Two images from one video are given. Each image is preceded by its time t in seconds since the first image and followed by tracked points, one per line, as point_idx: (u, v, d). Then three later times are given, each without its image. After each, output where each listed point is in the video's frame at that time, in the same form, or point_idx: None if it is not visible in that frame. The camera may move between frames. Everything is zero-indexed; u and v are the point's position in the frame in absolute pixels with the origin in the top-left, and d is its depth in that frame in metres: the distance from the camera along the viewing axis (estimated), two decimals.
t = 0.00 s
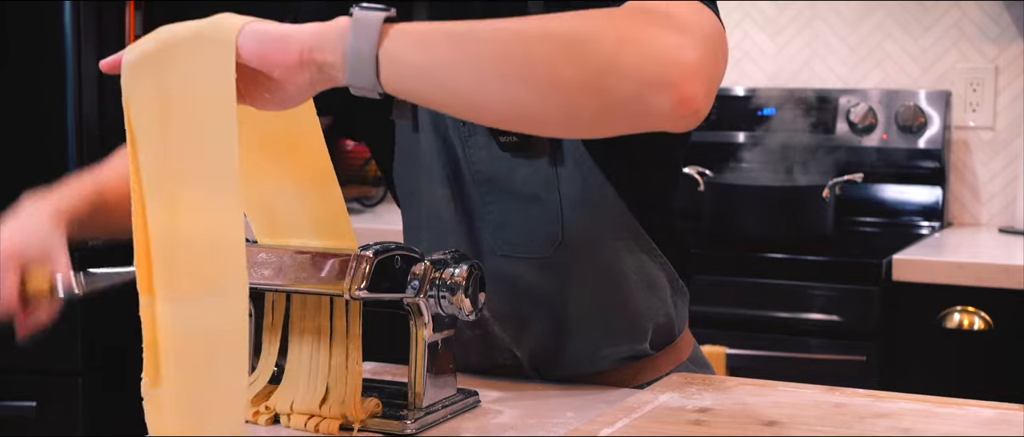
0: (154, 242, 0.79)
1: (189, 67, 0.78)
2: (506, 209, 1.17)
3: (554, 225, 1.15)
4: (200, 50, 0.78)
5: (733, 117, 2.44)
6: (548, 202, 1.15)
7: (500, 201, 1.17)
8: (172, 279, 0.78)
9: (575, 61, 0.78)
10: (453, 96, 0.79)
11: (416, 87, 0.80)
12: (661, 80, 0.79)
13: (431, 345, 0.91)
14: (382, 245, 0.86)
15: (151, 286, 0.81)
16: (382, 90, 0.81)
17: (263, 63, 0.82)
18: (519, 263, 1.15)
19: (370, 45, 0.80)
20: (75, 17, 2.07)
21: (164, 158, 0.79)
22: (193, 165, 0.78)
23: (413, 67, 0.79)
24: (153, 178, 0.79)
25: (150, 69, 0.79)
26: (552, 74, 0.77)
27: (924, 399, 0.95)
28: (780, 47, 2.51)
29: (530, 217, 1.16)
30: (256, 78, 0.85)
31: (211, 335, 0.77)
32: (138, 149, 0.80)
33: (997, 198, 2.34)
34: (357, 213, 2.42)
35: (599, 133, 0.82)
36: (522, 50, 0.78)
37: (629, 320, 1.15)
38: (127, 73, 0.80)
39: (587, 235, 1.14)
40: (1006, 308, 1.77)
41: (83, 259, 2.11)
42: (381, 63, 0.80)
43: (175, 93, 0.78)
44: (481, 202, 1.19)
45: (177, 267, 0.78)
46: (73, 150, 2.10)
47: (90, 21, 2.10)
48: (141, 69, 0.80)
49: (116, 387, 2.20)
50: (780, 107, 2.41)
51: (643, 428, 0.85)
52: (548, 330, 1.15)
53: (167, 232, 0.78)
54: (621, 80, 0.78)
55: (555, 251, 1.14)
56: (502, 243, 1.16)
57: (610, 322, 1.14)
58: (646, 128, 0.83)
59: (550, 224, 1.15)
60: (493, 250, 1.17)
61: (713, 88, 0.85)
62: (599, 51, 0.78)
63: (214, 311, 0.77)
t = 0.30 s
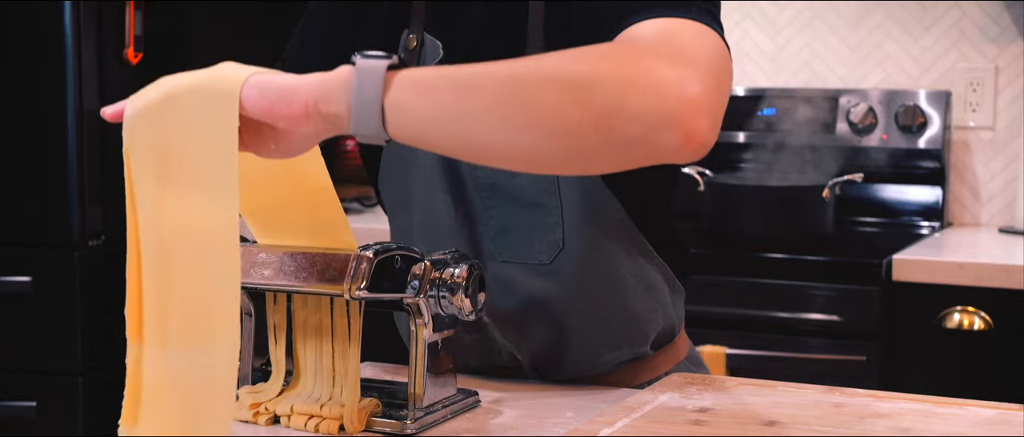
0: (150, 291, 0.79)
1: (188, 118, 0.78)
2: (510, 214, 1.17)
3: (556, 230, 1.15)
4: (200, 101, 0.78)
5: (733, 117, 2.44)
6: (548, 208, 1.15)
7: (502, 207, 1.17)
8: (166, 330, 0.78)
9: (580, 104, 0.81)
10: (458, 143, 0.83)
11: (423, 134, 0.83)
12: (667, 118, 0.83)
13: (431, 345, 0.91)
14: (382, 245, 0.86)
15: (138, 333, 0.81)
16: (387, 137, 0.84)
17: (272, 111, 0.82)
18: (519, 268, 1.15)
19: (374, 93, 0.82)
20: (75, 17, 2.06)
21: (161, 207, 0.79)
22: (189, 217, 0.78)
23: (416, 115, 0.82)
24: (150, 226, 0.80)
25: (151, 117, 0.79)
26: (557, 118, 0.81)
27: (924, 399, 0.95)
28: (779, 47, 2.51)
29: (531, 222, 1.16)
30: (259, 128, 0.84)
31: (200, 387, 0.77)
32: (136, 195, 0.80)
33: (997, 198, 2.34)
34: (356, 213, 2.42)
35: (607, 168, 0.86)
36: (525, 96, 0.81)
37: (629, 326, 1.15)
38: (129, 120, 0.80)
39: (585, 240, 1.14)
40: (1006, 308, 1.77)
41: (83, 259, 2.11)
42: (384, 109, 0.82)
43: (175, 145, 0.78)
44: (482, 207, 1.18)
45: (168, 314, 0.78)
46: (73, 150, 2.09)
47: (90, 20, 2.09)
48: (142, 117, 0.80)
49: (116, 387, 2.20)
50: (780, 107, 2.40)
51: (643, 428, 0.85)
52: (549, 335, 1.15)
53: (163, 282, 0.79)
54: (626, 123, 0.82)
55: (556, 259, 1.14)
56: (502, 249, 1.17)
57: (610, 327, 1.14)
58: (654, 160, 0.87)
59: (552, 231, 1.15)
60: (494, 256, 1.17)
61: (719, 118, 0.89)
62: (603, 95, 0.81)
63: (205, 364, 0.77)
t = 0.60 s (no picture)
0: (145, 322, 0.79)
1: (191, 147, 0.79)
2: (513, 211, 1.17)
3: (561, 229, 1.14)
4: (201, 133, 0.79)
5: (733, 118, 2.44)
6: (552, 207, 1.15)
7: (507, 205, 1.17)
8: (160, 360, 0.79)
9: (577, 128, 0.79)
10: (454, 168, 0.82)
11: (421, 160, 0.83)
12: (667, 142, 0.80)
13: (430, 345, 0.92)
14: (383, 245, 0.86)
15: (130, 361, 0.81)
16: (387, 164, 0.84)
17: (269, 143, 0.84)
18: (521, 266, 1.15)
19: (371, 121, 0.82)
20: (75, 18, 2.06)
21: (158, 236, 0.79)
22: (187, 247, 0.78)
23: (415, 143, 0.82)
24: (147, 255, 0.79)
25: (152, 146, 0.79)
26: (552, 142, 0.79)
27: (925, 399, 0.95)
28: (779, 47, 2.51)
29: (536, 221, 1.16)
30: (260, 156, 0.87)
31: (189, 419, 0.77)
32: (133, 224, 0.79)
33: (997, 198, 2.34)
34: (356, 213, 2.41)
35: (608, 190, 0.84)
36: (521, 121, 0.80)
37: (632, 326, 1.15)
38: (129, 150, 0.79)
39: (588, 240, 1.13)
40: (1006, 309, 1.77)
41: (83, 259, 2.11)
42: (382, 136, 0.83)
43: (177, 178, 0.79)
44: (486, 204, 1.18)
45: (164, 341, 0.78)
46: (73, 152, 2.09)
47: (90, 20, 2.09)
48: (141, 148, 0.79)
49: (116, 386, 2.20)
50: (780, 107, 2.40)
51: (643, 428, 0.85)
52: (549, 336, 1.15)
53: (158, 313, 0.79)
54: (623, 147, 0.80)
55: (560, 258, 1.14)
56: (505, 247, 1.17)
57: (612, 328, 1.14)
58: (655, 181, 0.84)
59: (556, 229, 1.14)
60: (497, 254, 1.17)
61: (718, 138, 0.85)
62: (599, 119, 0.79)
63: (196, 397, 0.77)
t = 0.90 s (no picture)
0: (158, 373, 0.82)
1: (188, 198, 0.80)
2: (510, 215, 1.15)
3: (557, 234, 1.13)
4: (200, 193, 0.80)
5: (732, 118, 2.44)
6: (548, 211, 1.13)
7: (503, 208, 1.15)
8: (176, 408, 0.81)
9: (574, 181, 0.77)
10: (452, 215, 0.80)
11: (418, 212, 0.81)
12: (666, 189, 0.78)
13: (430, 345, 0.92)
14: (382, 245, 0.86)
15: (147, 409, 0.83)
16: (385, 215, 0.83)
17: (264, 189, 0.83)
18: (519, 271, 1.15)
19: (370, 174, 0.81)
20: (75, 18, 2.06)
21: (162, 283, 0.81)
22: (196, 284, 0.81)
23: (412, 197, 0.81)
24: (151, 303, 0.81)
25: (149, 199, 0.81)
26: (552, 193, 0.78)
27: (925, 399, 0.95)
28: (780, 47, 2.51)
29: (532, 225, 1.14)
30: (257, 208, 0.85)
31: None
32: (134, 275, 0.82)
33: (997, 198, 2.34)
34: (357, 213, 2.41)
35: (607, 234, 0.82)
36: (518, 174, 0.78)
37: (631, 330, 1.14)
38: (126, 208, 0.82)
39: (585, 247, 1.12)
40: (1006, 309, 1.77)
41: (83, 259, 2.12)
42: (383, 192, 0.81)
43: (177, 234, 0.80)
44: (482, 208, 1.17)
45: (175, 378, 0.81)
46: (73, 151, 2.09)
47: (90, 20, 2.09)
48: (140, 209, 0.81)
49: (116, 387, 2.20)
50: (780, 107, 2.39)
51: (642, 428, 0.85)
52: (549, 340, 1.15)
53: (171, 364, 0.81)
54: (622, 198, 0.78)
55: (557, 263, 1.13)
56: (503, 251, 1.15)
57: (612, 333, 1.14)
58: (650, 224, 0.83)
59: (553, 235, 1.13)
60: (495, 258, 1.16)
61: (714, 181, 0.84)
62: (599, 170, 0.77)
63: None
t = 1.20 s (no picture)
0: None
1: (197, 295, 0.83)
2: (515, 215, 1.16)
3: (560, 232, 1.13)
4: (208, 290, 0.83)
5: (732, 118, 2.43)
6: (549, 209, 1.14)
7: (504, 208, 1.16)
8: None
9: (582, 251, 0.83)
10: (464, 289, 0.85)
11: (433, 292, 0.86)
12: (670, 250, 0.85)
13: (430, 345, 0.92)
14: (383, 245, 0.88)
15: None
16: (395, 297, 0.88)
17: (270, 289, 0.84)
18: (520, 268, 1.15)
19: (382, 267, 0.85)
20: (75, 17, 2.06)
21: (156, 374, 0.83)
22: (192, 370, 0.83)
23: (426, 281, 0.85)
24: (142, 391, 0.83)
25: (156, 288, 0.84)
26: (561, 266, 0.83)
27: (924, 400, 0.95)
28: (779, 47, 2.50)
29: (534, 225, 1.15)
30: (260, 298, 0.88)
31: None
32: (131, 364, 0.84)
33: (997, 198, 2.34)
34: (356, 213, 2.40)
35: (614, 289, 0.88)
36: (531, 248, 0.83)
37: (632, 331, 1.15)
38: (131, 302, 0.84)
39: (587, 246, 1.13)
40: (1006, 309, 1.77)
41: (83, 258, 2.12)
42: (394, 279, 0.86)
43: (177, 328, 0.83)
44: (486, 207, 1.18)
45: None
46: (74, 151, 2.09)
47: (91, 20, 2.10)
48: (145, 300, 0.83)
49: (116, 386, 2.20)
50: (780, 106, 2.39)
51: (642, 428, 0.85)
52: (550, 339, 1.15)
53: None
54: (626, 264, 0.85)
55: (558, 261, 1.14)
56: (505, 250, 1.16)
57: (612, 333, 1.14)
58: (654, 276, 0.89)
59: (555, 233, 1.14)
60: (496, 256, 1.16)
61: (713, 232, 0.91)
62: (602, 241, 0.83)
63: None
